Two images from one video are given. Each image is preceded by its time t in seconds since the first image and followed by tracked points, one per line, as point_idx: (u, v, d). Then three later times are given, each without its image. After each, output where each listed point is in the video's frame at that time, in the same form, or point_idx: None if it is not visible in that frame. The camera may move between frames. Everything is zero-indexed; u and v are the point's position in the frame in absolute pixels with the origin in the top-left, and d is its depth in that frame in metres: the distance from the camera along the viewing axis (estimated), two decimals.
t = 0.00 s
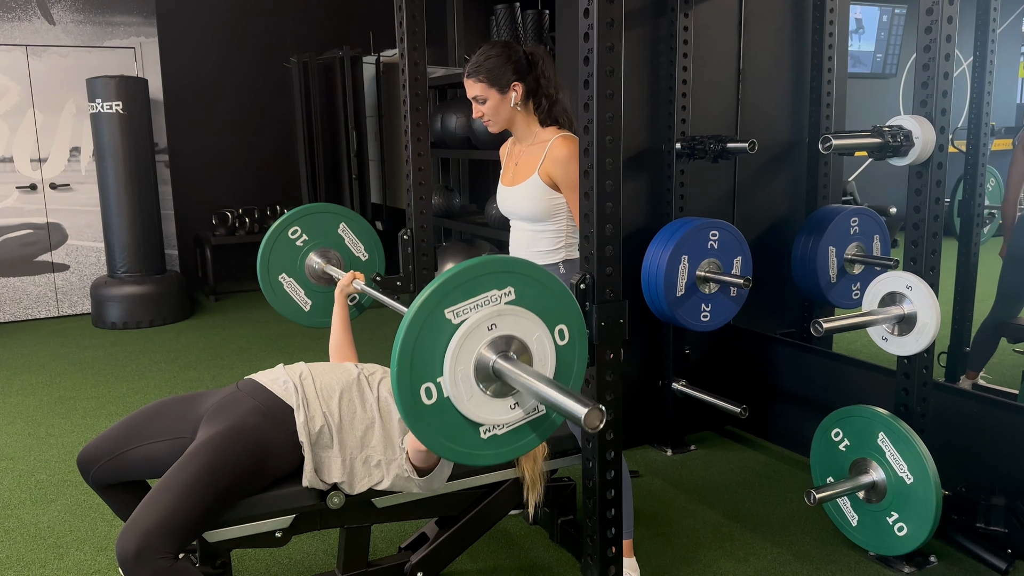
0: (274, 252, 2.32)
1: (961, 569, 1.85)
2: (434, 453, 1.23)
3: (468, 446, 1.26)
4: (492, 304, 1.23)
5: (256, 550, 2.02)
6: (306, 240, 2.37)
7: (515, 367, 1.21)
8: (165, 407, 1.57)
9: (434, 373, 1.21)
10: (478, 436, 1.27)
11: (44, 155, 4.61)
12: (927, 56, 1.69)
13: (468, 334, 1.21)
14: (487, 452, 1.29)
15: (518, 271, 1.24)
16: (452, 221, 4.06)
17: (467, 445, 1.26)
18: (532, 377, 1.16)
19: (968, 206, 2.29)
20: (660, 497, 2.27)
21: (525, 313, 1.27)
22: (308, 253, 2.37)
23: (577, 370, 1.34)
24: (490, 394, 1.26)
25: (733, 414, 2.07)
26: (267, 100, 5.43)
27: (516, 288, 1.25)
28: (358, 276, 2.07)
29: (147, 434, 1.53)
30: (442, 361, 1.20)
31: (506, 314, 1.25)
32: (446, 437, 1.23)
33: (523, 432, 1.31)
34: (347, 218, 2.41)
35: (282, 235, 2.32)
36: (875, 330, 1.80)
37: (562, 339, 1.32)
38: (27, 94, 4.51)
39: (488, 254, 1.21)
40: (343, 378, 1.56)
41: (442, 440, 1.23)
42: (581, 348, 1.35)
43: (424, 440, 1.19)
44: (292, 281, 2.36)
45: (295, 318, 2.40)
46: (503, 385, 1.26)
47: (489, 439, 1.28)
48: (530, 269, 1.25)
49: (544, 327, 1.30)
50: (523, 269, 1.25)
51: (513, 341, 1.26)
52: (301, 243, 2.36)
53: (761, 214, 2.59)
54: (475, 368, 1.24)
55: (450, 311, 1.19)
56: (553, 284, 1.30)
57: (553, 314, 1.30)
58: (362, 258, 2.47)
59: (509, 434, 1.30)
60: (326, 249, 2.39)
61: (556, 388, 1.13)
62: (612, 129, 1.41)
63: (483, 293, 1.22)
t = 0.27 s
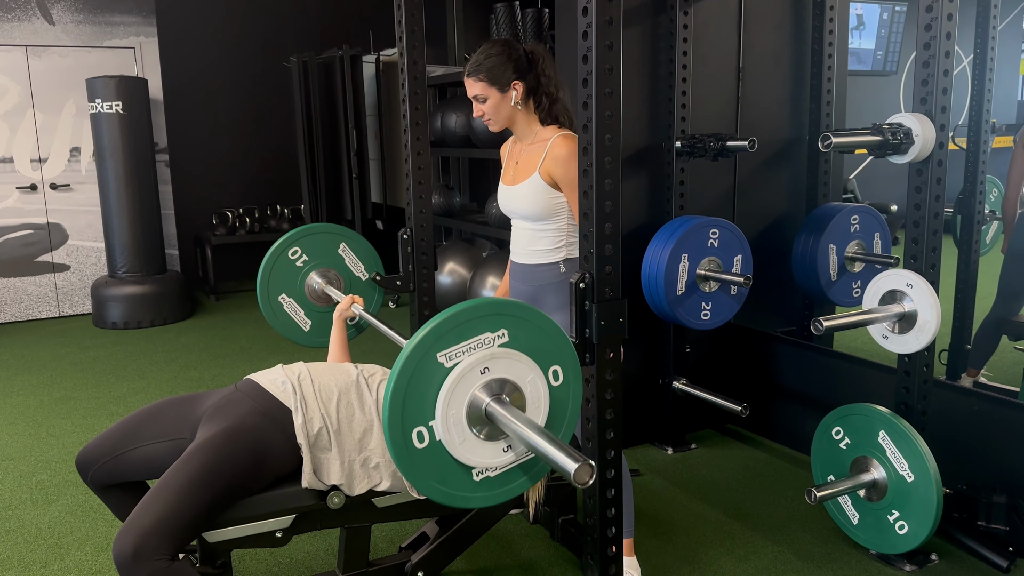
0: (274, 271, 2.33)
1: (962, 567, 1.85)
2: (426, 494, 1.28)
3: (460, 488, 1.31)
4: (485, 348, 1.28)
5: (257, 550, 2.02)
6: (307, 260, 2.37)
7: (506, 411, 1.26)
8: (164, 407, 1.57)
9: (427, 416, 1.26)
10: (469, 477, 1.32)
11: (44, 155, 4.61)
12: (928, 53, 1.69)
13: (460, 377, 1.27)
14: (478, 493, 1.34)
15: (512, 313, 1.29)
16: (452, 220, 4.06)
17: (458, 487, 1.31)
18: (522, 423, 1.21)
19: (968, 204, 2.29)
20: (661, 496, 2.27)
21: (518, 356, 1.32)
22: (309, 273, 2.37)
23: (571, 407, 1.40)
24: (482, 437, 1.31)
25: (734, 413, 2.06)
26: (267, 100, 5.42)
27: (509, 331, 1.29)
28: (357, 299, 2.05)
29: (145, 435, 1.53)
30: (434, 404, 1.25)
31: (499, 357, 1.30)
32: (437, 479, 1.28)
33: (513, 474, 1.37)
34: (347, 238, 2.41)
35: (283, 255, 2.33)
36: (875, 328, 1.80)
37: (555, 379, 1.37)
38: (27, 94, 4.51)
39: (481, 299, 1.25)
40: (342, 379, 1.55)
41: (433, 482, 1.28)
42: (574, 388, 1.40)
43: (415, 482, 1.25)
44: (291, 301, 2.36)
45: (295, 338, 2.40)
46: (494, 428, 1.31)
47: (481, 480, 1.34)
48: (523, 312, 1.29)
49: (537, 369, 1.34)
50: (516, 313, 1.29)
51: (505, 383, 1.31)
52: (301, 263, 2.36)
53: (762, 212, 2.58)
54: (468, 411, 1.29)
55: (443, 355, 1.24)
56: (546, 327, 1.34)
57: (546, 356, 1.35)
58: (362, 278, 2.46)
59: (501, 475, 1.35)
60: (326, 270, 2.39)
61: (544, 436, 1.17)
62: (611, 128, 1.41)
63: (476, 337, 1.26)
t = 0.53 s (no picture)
0: (279, 285, 2.33)
1: (966, 565, 1.85)
2: (427, 522, 1.30)
3: (460, 516, 1.33)
4: (486, 378, 1.29)
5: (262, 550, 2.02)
6: (311, 274, 2.37)
7: (506, 442, 1.28)
8: (168, 407, 1.58)
9: (428, 445, 1.28)
10: (470, 506, 1.34)
11: (48, 156, 4.63)
12: (930, 51, 1.69)
13: (461, 407, 1.28)
14: (478, 521, 1.36)
15: (513, 343, 1.30)
16: (455, 219, 4.06)
17: (459, 516, 1.33)
18: (522, 456, 1.23)
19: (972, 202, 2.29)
20: (665, 494, 2.27)
21: (519, 386, 1.33)
22: (313, 287, 2.38)
23: (571, 435, 1.42)
24: (483, 467, 1.33)
25: (737, 411, 2.06)
26: (270, 100, 5.43)
27: (510, 361, 1.31)
28: (362, 316, 2.10)
29: (149, 435, 1.54)
30: (435, 434, 1.27)
31: (500, 387, 1.31)
32: (437, 508, 1.30)
33: (513, 502, 1.38)
34: (351, 252, 2.42)
35: (287, 269, 2.33)
36: (877, 326, 1.80)
37: (555, 408, 1.39)
38: (31, 95, 4.53)
39: (482, 329, 1.27)
40: (345, 380, 1.56)
41: (433, 511, 1.30)
42: (574, 416, 1.41)
43: (416, 511, 1.27)
44: (296, 315, 2.36)
45: (298, 352, 2.40)
46: (495, 458, 1.33)
47: (481, 509, 1.36)
48: (524, 342, 1.31)
49: (538, 398, 1.36)
50: (517, 343, 1.31)
51: (506, 413, 1.33)
52: (305, 277, 2.37)
53: (765, 211, 2.58)
54: (469, 440, 1.31)
55: (445, 385, 1.26)
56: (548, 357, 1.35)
57: (547, 385, 1.36)
58: (366, 292, 2.47)
59: (501, 503, 1.37)
60: (331, 284, 2.40)
61: (544, 472, 1.19)
62: (613, 127, 1.41)
63: (477, 367, 1.28)
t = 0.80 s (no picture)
0: (283, 292, 2.33)
1: (973, 563, 1.84)
2: (436, 534, 1.31)
3: (469, 528, 1.34)
4: (494, 390, 1.30)
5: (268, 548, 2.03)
6: (315, 281, 2.37)
7: (515, 454, 1.28)
8: (173, 406, 1.59)
9: (437, 457, 1.28)
10: (478, 517, 1.34)
11: (55, 155, 4.65)
12: (937, 46, 1.68)
13: (470, 420, 1.28)
14: (487, 532, 1.36)
15: (521, 356, 1.30)
16: (459, 216, 4.06)
17: (468, 527, 1.34)
18: (531, 468, 1.23)
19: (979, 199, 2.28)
20: (670, 492, 2.27)
21: (527, 397, 1.34)
22: (317, 295, 2.38)
23: (579, 445, 1.42)
24: (492, 478, 1.34)
25: (743, 408, 2.04)
26: (275, 98, 5.44)
27: (519, 373, 1.31)
28: (366, 323, 2.10)
29: (154, 434, 1.55)
30: (444, 446, 1.27)
31: (509, 399, 1.31)
32: (446, 519, 1.31)
33: (521, 513, 1.38)
34: (355, 260, 2.41)
35: (291, 276, 2.33)
36: (884, 323, 1.79)
37: (563, 419, 1.39)
38: (37, 94, 4.54)
39: (491, 342, 1.27)
40: (351, 378, 1.57)
41: (443, 523, 1.30)
42: (582, 427, 1.42)
43: (425, 523, 1.27)
44: (300, 322, 2.37)
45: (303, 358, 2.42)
46: (504, 470, 1.34)
47: (490, 520, 1.36)
48: (532, 354, 1.31)
49: (546, 410, 1.36)
50: (525, 355, 1.31)
51: (515, 425, 1.33)
52: (309, 285, 2.36)
53: (771, 207, 2.57)
54: (478, 452, 1.31)
55: (453, 398, 1.26)
56: (556, 368, 1.35)
57: (555, 396, 1.37)
58: (370, 299, 2.46)
59: (510, 514, 1.37)
60: (335, 291, 2.39)
61: (554, 484, 1.19)
62: (618, 124, 1.40)
63: (485, 380, 1.28)
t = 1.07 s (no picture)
0: (283, 288, 2.33)
1: (977, 558, 1.84)
2: (443, 522, 1.30)
3: (476, 516, 1.33)
4: (500, 378, 1.29)
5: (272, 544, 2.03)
6: (315, 277, 2.37)
7: (521, 441, 1.28)
8: (175, 404, 1.59)
9: (444, 445, 1.28)
10: (485, 505, 1.34)
11: (57, 154, 4.65)
12: (940, 40, 1.67)
13: (476, 407, 1.28)
14: (494, 521, 1.36)
15: (526, 343, 1.30)
16: (461, 213, 4.06)
17: (475, 515, 1.33)
18: (538, 454, 1.23)
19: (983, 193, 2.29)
20: (674, 488, 2.27)
21: (533, 385, 1.33)
22: (316, 291, 2.38)
23: (585, 433, 1.41)
24: (499, 466, 1.33)
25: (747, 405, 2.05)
26: (276, 96, 5.44)
27: (524, 360, 1.31)
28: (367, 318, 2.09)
29: (156, 432, 1.55)
30: (450, 434, 1.27)
31: (515, 387, 1.31)
32: (454, 507, 1.31)
33: (528, 501, 1.38)
34: (355, 255, 2.41)
35: (291, 272, 2.33)
36: (888, 318, 1.79)
37: (568, 407, 1.38)
38: (39, 92, 4.55)
39: (496, 330, 1.26)
40: (354, 374, 1.56)
41: (450, 511, 1.30)
42: (588, 415, 1.41)
43: (433, 512, 1.27)
44: (300, 318, 2.37)
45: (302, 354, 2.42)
46: (510, 457, 1.33)
47: (497, 508, 1.36)
48: (537, 342, 1.30)
49: (552, 398, 1.36)
50: (530, 343, 1.30)
51: (521, 412, 1.33)
52: (309, 280, 2.36)
53: (773, 203, 2.57)
54: (484, 440, 1.31)
55: (459, 385, 1.26)
56: (561, 356, 1.35)
57: (560, 384, 1.36)
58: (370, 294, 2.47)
59: (516, 502, 1.37)
60: (335, 287, 2.39)
61: (561, 470, 1.19)
62: (620, 119, 1.40)
63: (491, 367, 1.28)
